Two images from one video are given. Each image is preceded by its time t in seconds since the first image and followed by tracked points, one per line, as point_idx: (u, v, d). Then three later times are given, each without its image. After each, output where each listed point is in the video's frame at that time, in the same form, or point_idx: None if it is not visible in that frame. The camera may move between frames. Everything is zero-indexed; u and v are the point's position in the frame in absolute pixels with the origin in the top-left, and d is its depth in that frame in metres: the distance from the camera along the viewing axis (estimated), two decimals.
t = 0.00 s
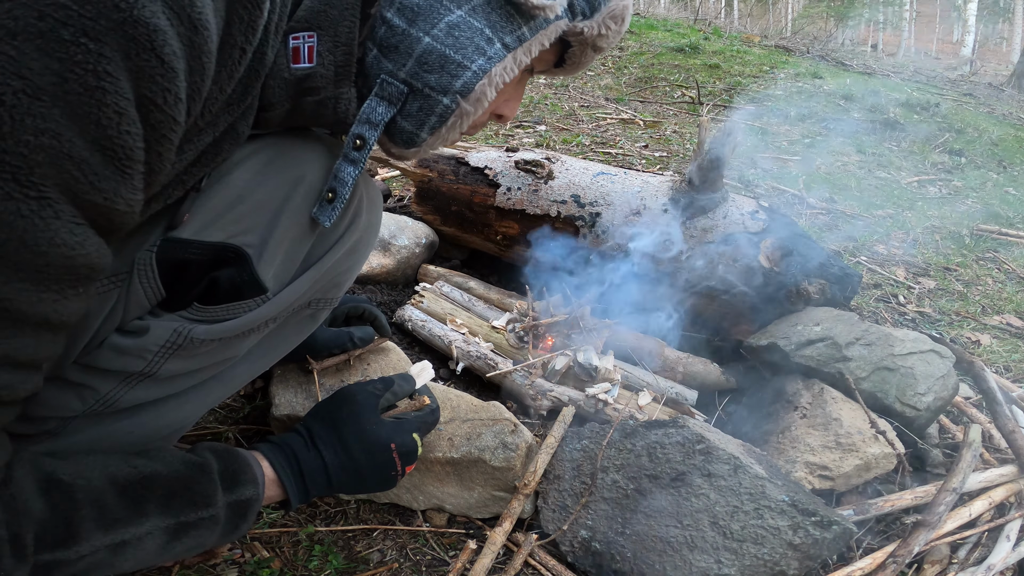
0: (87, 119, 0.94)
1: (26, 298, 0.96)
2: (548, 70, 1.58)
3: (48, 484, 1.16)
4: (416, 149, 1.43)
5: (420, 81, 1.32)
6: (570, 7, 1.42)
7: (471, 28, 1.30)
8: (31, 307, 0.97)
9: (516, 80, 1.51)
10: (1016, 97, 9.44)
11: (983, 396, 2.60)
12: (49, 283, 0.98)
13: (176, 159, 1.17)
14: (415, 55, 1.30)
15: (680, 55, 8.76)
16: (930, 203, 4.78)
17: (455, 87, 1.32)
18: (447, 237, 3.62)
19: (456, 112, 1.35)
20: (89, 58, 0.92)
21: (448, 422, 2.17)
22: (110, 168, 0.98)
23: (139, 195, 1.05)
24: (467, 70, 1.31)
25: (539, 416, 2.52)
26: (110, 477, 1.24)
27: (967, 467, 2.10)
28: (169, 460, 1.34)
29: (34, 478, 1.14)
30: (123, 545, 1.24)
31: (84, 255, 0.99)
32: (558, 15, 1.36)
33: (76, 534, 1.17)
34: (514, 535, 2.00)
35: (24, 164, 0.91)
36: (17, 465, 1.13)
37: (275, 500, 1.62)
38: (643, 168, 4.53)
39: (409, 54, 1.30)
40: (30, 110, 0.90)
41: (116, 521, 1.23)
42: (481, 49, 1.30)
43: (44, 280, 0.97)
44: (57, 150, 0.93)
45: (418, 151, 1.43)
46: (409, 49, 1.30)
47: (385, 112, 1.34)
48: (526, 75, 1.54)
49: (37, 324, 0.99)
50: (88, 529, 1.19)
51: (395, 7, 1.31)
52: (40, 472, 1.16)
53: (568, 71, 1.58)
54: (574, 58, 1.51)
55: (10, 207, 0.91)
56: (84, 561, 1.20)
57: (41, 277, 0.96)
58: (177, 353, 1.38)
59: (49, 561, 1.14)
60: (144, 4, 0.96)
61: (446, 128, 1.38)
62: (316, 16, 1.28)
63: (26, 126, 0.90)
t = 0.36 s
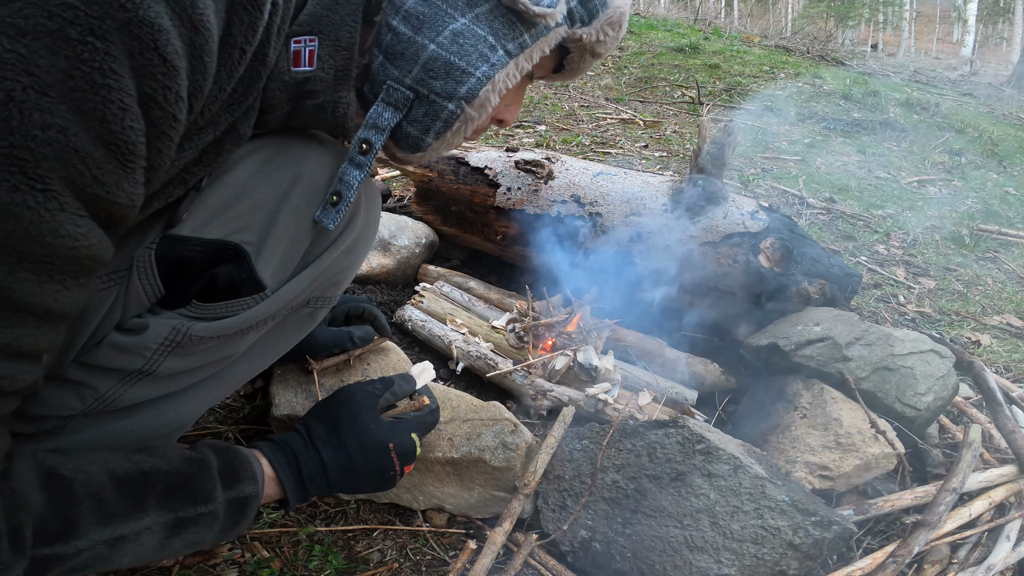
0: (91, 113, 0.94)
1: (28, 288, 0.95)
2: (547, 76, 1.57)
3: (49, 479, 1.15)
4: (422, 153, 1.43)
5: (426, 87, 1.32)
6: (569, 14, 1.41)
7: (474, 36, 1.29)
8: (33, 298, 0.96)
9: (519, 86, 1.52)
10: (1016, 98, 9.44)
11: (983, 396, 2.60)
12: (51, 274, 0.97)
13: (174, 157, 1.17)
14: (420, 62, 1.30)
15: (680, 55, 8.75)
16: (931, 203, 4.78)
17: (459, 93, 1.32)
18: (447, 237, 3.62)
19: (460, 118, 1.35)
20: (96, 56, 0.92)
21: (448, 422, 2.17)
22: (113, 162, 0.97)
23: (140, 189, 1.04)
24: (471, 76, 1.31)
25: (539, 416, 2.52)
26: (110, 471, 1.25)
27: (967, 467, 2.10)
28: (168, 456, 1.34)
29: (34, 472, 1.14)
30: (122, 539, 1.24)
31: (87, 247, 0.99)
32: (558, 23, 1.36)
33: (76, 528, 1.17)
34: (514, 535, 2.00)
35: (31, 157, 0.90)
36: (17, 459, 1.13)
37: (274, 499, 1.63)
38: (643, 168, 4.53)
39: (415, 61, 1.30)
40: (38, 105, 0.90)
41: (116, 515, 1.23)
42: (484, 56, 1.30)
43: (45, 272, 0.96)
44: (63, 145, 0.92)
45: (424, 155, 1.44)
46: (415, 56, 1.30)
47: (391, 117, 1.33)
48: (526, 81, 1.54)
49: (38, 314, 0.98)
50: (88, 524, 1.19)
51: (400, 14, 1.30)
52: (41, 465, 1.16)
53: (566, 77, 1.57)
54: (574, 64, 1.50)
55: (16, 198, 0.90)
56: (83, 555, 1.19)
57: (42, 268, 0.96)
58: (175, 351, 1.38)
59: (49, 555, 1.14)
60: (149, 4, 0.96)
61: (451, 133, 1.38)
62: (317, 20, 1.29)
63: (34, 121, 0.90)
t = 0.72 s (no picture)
0: (92, 96, 0.93)
1: (28, 264, 0.95)
2: (546, 80, 1.59)
3: (51, 468, 1.17)
4: (424, 154, 1.43)
5: (429, 89, 1.33)
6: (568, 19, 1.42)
7: (477, 40, 1.30)
8: (32, 277, 0.96)
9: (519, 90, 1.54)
10: (1016, 97, 9.43)
11: (983, 396, 2.60)
12: (51, 253, 0.97)
13: (174, 147, 1.15)
14: (424, 64, 1.31)
15: (680, 55, 8.75)
16: (930, 203, 4.78)
17: (462, 95, 1.33)
18: (447, 237, 3.62)
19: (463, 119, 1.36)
20: (99, 44, 0.92)
21: (448, 422, 2.17)
22: (113, 146, 0.97)
23: (140, 173, 1.03)
24: (474, 79, 1.32)
25: (539, 416, 2.52)
26: (112, 463, 1.25)
27: (967, 467, 2.10)
28: (168, 450, 1.35)
29: (37, 461, 1.16)
30: (121, 530, 1.23)
31: (87, 226, 0.99)
32: (557, 27, 1.37)
33: (76, 517, 1.17)
34: (514, 535, 2.00)
35: (34, 139, 0.91)
36: (20, 448, 1.16)
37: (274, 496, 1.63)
38: (643, 168, 4.53)
39: (419, 63, 1.31)
40: (43, 89, 0.90)
41: (114, 506, 1.23)
42: (486, 59, 1.31)
43: (44, 250, 0.96)
44: (66, 128, 0.93)
45: (427, 156, 1.44)
46: (419, 59, 1.31)
47: (396, 118, 1.35)
48: (525, 84, 1.55)
49: (37, 293, 0.98)
50: (87, 513, 1.19)
51: (405, 18, 1.30)
52: (43, 455, 1.18)
53: (564, 81, 1.59)
54: (571, 69, 1.52)
55: (19, 178, 0.91)
56: (82, 544, 1.19)
57: (41, 246, 0.96)
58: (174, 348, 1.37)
59: (47, 544, 1.14)
60: None
61: (454, 134, 1.39)
62: (320, 20, 1.28)
63: (38, 104, 0.90)
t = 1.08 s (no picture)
0: (44, 85, 0.91)
1: None
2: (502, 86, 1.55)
3: (48, 466, 1.19)
4: (375, 145, 1.43)
5: (390, 84, 1.33)
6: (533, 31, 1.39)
7: (446, 43, 1.30)
8: None
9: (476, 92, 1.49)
10: (1016, 98, 9.45)
11: (983, 396, 2.60)
12: (14, 240, 0.97)
13: (134, 135, 1.15)
14: (390, 58, 1.30)
15: (680, 55, 8.75)
16: (930, 203, 4.78)
17: (423, 94, 1.34)
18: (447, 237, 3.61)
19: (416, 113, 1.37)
20: (44, 36, 0.89)
21: (448, 422, 2.17)
22: (69, 134, 0.95)
23: (100, 159, 1.02)
24: (437, 80, 1.33)
25: (539, 416, 2.52)
26: (108, 461, 1.27)
27: (967, 467, 2.10)
28: (166, 450, 1.35)
29: (32, 460, 1.18)
30: (117, 528, 1.23)
31: (48, 212, 0.98)
32: (524, 41, 1.36)
33: (73, 513, 1.18)
34: (514, 535, 2.00)
35: None
36: (18, 449, 1.19)
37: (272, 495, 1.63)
38: (643, 168, 4.53)
39: (385, 57, 1.30)
40: None
41: (111, 504, 1.23)
42: (450, 62, 1.32)
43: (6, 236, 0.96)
44: (18, 117, 0.90)
45: (377, 147, 1.44)
46: (386, 53, 1.30)
47: (352, 105, 1.33)
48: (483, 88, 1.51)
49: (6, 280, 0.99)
50: (83, 509, 1.19)
51: (381, 10, 1.28)
52: (41, 455, 1.20)
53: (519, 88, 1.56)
54: (527, 79, 1.50)
55: None
56: (78, 543, 1.19)
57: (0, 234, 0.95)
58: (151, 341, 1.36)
59: (44, 542, 1.14)
60: None
61: (407, 130, 1.40)
62: (283, 10, 1.25)
63: None
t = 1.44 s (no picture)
0: (64, 82, 0.94)
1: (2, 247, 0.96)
2: (499, 76, 1.54)
3: (52, 465, 1.18)
4: (376, 133, 1.44)
5: (384, 71, 1.33)
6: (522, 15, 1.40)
7: (433, 29, 1.31)
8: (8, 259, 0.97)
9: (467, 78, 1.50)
10: (1016, 97, 9.44)
11: (983, 396, 2.60)
12: (28, 236, 0.98)
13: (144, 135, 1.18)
14: (381, 48, 1.31)
15: (680, 55, 8.74)
16: (930, 203, 4.78)
17: (416, 78, 1.34)
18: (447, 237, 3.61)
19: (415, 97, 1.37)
20: (65, 37, 0.92)
21: (448, 422, 2.17)
22: (85, 130, 0.98)
23: (113, 158, 1.05)
24: (428, 64, 1.33)
25: (539, 416, 2.52)
26: (111, 460, 1.26)
27: (966, 467, 2.10)
28: (166, 447, 1.35)
29: (36, 459, 1.16)
30: (121, 527, 1.24)
31: (61, 211, 1.00)
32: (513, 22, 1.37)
33: (76, 513, 1.18)
34: (514, 535, 2.01)
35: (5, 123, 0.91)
36: (19, 446, 1.16)
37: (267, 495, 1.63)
38: (643, 168, 4.53)
39: (376, 48, 1.31)
40: (13, 75, 0.90)
41: (115, 503, 1.23)
42: (441, 46, 1.33)
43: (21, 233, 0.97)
44: (38, 115, 0.93)
45: (379, 134, 1.44)
46: (376, 44, 1.31)
47: (350, 98, 1.34)
48: (477, 76, 1.53)
49: (16, 279, 0.99)
50: (86, 508, 1.19)
51: (366, 4, 1.30)
52: (44, 453, 1.19)
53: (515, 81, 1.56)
54: (523, 66, 1.50)
55: None
56: (82, 542, 1.19)
57: (14, 229, 0.96)
58: (152, 338, 1.37)
59: (48, 541, 1.15)
60: None
61: (406, 114, 1.41)
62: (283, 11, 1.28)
63: (9, 92, 0.91)
